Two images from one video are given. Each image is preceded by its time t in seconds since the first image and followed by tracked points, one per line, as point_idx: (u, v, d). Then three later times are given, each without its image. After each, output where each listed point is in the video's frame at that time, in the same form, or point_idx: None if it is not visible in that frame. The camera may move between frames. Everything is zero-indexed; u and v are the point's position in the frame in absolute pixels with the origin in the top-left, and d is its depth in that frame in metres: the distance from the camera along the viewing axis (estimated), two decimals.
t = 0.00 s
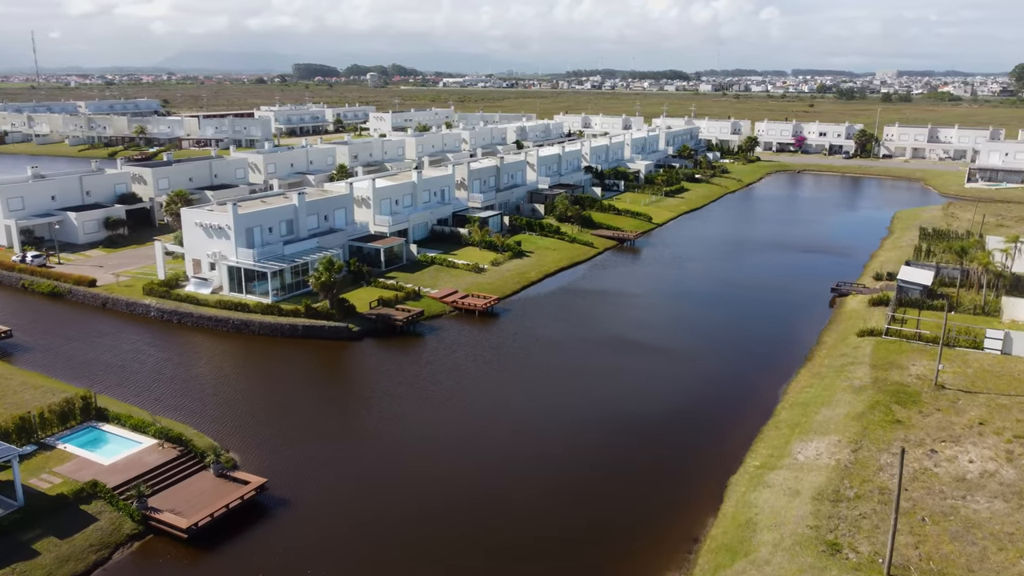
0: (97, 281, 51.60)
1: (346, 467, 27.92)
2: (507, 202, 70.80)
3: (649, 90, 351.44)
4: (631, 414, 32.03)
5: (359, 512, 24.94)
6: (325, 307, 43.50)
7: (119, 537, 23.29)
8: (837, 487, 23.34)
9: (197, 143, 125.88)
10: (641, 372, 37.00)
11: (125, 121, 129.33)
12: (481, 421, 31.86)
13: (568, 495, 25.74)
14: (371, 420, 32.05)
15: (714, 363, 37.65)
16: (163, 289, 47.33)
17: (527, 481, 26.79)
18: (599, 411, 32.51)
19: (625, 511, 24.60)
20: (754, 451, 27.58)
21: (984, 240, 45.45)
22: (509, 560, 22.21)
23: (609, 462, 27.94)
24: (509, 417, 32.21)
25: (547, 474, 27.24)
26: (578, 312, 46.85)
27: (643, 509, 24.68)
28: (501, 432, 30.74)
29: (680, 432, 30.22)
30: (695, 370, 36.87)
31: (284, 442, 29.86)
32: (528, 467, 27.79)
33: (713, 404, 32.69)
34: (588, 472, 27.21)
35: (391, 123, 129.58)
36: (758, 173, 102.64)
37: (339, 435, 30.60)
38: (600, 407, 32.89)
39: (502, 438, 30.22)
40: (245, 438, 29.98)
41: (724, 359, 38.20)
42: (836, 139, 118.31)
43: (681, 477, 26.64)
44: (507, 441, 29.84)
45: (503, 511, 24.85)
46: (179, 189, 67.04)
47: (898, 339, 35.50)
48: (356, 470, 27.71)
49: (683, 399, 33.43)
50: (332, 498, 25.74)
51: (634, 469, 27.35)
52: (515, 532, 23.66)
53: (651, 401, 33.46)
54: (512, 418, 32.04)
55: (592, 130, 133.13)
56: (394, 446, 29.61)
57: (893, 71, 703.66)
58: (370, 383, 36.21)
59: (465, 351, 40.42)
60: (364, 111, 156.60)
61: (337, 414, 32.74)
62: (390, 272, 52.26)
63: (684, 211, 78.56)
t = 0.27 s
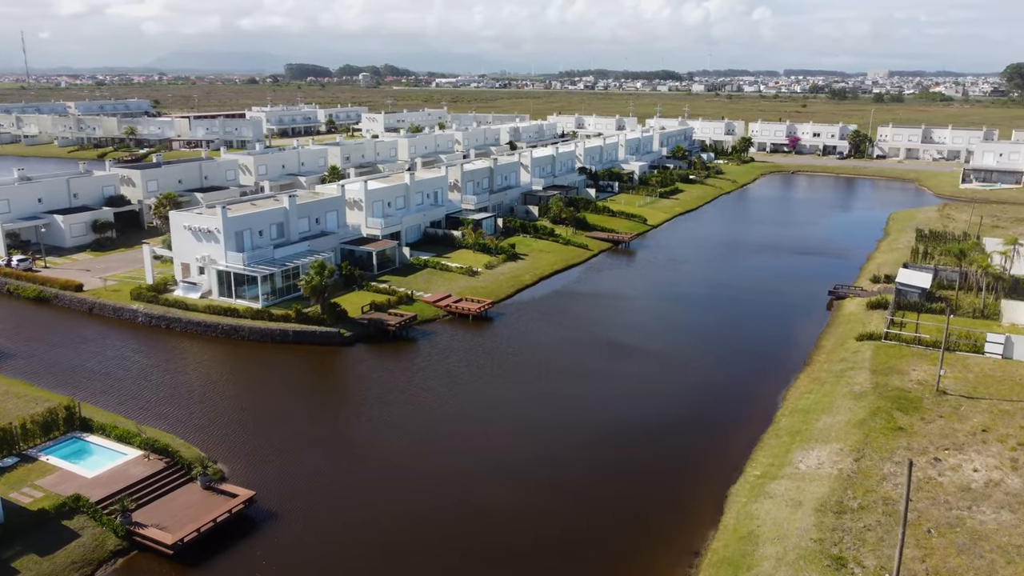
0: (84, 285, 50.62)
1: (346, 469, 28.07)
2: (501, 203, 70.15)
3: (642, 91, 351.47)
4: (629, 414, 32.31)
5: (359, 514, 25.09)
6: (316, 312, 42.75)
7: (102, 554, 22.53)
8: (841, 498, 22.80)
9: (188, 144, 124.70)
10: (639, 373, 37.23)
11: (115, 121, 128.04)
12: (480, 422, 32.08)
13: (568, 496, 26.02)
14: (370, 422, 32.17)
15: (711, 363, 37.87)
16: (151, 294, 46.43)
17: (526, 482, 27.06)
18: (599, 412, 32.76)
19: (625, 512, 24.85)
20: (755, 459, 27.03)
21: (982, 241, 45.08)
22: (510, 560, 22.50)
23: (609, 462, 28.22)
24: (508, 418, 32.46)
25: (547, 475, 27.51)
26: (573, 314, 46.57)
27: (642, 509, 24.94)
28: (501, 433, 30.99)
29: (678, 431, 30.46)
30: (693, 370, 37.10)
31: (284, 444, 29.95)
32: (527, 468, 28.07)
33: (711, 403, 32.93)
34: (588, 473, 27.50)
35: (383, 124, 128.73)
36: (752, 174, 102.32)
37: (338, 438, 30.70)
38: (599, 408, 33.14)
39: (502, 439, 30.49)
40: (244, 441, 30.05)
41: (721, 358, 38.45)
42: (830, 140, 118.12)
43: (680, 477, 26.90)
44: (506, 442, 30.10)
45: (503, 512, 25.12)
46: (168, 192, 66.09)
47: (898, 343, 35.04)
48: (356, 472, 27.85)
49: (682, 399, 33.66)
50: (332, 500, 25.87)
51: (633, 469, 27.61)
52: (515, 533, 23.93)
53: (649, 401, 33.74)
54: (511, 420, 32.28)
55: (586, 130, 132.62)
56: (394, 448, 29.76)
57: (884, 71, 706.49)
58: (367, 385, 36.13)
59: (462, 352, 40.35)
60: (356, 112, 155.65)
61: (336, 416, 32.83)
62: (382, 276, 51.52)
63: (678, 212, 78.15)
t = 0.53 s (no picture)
0: (71, 289, 49.73)
1: (346, 472, 27.98)
2: (495, 205, 69.52)
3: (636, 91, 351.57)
4: (628, 416, 32.20)
5: (359, 515, 25.03)
6: (307, 316, 42.02)
7: (85, 571, 21.75)
8: (845, 509, 22.28)
9: (179, 145, 123.63)
10: (639, 373, 37.22)
11: (105, 122, 126.86)
12: (481, 423, 32.03)
13: (568, 496, 26.06)
14: (370, 424, 32.06)
15: (710, 363, 37.86)
16: (138, 299, 45.59)
17: (526, 482, 27.06)
18: (598, 412, 32.76)
19: (625, 513, 24.85)
20: (755, 469, 26.38)
21: (981, 243, 44.71)
22: (509, 564, 22.36)
23: (609, 462, 28.24)
24: (510, 418, 32.46)
25: (546, 476, 27.53)
26: (569, 316, 46.24)
27: (641, 510, 24.95)
28: (501, 434, 30.99)
29: (678, 432, 30.46)
30: (691, 370, 37.06)
31: (284, 448, 29.86)
32: (527, 469, 28.06)
33: (710, 403, 32.93)
34: (586, 475, 27.44)
35: (376, 124, 127.87)
36: (747, 175, 101.97)
37: (337, 441, 30.61)
38: (598, 408, 33.19)
39: (500, 441, 30.35)
40: (244, 445, 29.93)
41: (720, 359, 38.40)
42: (824, 140, 117.93)
43: (679, 478, 26.86)
44: (505, 444, 29.99)
45: (502, 515, 25.00)
46: (158, 194, 65.19)
47: (898, 348, 34.61)
48: (357, 476, 27.73)
49: (681, 400, 33.65)
50: (332, 503, 25.80)
51: (632, 470, 27.61)
52: (513, 534, 23.92)
53: (647, 402, 33.64)
54: (511, 420, 32.27)
55: (580, 131, 132.12)
56: (393, 450, 29.71)
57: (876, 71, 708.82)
58: (366, 388, 35.92)
59: (461, 354, 40.10)
60: (349, 112, 154.73)
61: (337, 418, 32.75)
62: (375, 280, 50.82)
63: (673, 213, 77.71)
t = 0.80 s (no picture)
0: (26, 305, 46.69)
1: (327, 505, 26.21)
2: (477, 211, 67.32)
3: (616, 92, 351.40)
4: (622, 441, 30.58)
5: (339, 560, 23.14)
6: (279, 334, 39.54)
7: None
8: (867, 552, 20.43)
9: (150, 148, 119.91)
10: (635, 390, 35.72)
11: (73, 124, 122.85)
12: (470, 449, 30.37)
13: (564, 532, 24.46)
14: (353, 451, 30.25)
15: (708, 381, 36.37)
16: (98, 315, 42.74)
17: (517, 520, 25.30)
18: (594, 436, 31.19)
19: (626, 550, 23.23)
20: (764, 504, 24.48)
21: (980, 250, 43.39)
22: None
23: (608, 493, 26.69)
24: (500, 443, 30.82)
25: (540, 509, 25.91)
26: (554, 329, 44.37)
27: (643, 545, 23.34)
28: (492, 461, 29.37)
29: (678, 458, 28.91)
30: (689, 388, 35.56)
31: (261, 479, 27.97)
32: (520, 502, 26.45)
33: (711, 426, 31.39)
34: (583, 508, 25.85)
35: (354, 126, 125.05)
36: (731, 178, 100.81)
37: (316, 471, 28.71)
38: (594, 431, 31.64)
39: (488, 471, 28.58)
40: (217, 476, 27.99)
41: (717, 376, 36.95)
42: (807, 142, 117.22)
43: (682, 508, 25.26)
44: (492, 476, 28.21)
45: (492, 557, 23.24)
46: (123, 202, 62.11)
47: (903, 364, 32.98)
48: (340, 509, 25.98)
49: (680, 422, 32.12)
50: (310, 545, 23.90)
51: (632, 501, 26.02)
52: None
53: (641, 424, 32.06)
54: (501, 445, 30.62)
55: (561, 133, 130.34)
56: (378, 480, 27.96)
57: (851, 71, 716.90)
58: (347, 410, 33.98)
59: (446, 371, 38.18)
60: (326, 114, 151.56)
61: (317, 444, 30.86)
62: (352, 292, 48.38)
63: (659, 218, 76.11)
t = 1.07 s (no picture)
0: (4, 311, 45.56)
1: (315, 513, 25.59)
2: (466, 213, 66.62)
3: (604, 92, 351.66)
4: (616, 442, 30.21)
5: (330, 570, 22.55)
6: (264, 340, 38.67)
7: None
8: (869, 565, 19.92)
9: (135, 149, 118.36)
10: (629, 390, 35.35)
11: (57, 125, 121.13)
12: (462, 451, 29.84)
13: (565, 533, 24.09)
14: (342, 457, 29.62)
15: (702, 381, 36.03)
16: (78, 322, 41.70)
17: (512, 523, 24.80)
18: (590, 437, 30.79)
19: (627, 551, 22.94)
20: (762, 514, 23.91)
21: (972, 252, 43.30)
22: None
23: (605, 492, 26.39)
24: (492, 446, 30.32)
25: (538, 510, 25.51)
26: (545, 332, 43.73)
27: (644, 547, 23.11)
28: (486, 463, 28.89)
29: (675, 458, 28.61)
30: (684, 388, 35.22)
31: (247, 487, 27.31)
32: (515, 504, 25.98)
33: (708, 426, 31.06)
34: (580, 508, 25.54)
35: (342, 127, 123.98)
36: (721, 178, 100.70)
37: (304, 477, 28.10)
38: (588, 431, 31.25)
39: (480, 474, 28.07)
40: (200, 486, 27.26)
41: (711, 375, 36.62)
42: (797, 142, 117.32)
43: (682, 509, 25.01)
44: (485, 479, 27.70)
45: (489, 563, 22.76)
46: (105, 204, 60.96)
47: (899, 368, 32.53)
48: (328, 516, 25.43)
49: (676, 421, 31.80)
50: (299, 556, 23.27)
51: (632, 501, 25.69)
52: None
53: (634, 424, 31.74)
54: (494, 446, 30.15)
55: (551, 133, 129.86)
56: (366, 486, 27.38)
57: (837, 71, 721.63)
58: (334, 416, 33.26)
59: (435, 375, 37.49)
60: (314, 114, 150.36)
61: (305, 450, 30.22)
62: (339, 296, 47.56)
63: (650, 219, 75.74)
